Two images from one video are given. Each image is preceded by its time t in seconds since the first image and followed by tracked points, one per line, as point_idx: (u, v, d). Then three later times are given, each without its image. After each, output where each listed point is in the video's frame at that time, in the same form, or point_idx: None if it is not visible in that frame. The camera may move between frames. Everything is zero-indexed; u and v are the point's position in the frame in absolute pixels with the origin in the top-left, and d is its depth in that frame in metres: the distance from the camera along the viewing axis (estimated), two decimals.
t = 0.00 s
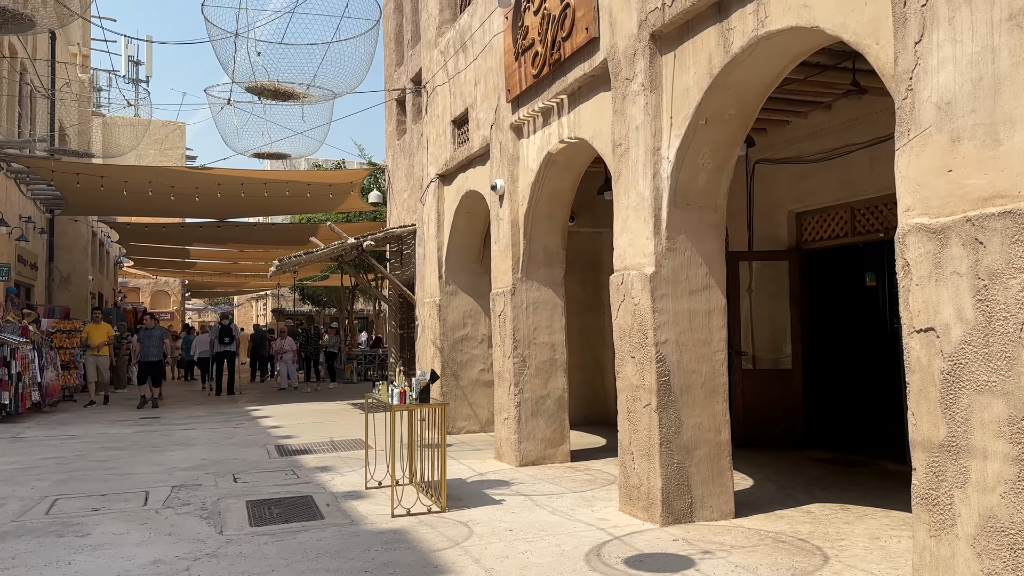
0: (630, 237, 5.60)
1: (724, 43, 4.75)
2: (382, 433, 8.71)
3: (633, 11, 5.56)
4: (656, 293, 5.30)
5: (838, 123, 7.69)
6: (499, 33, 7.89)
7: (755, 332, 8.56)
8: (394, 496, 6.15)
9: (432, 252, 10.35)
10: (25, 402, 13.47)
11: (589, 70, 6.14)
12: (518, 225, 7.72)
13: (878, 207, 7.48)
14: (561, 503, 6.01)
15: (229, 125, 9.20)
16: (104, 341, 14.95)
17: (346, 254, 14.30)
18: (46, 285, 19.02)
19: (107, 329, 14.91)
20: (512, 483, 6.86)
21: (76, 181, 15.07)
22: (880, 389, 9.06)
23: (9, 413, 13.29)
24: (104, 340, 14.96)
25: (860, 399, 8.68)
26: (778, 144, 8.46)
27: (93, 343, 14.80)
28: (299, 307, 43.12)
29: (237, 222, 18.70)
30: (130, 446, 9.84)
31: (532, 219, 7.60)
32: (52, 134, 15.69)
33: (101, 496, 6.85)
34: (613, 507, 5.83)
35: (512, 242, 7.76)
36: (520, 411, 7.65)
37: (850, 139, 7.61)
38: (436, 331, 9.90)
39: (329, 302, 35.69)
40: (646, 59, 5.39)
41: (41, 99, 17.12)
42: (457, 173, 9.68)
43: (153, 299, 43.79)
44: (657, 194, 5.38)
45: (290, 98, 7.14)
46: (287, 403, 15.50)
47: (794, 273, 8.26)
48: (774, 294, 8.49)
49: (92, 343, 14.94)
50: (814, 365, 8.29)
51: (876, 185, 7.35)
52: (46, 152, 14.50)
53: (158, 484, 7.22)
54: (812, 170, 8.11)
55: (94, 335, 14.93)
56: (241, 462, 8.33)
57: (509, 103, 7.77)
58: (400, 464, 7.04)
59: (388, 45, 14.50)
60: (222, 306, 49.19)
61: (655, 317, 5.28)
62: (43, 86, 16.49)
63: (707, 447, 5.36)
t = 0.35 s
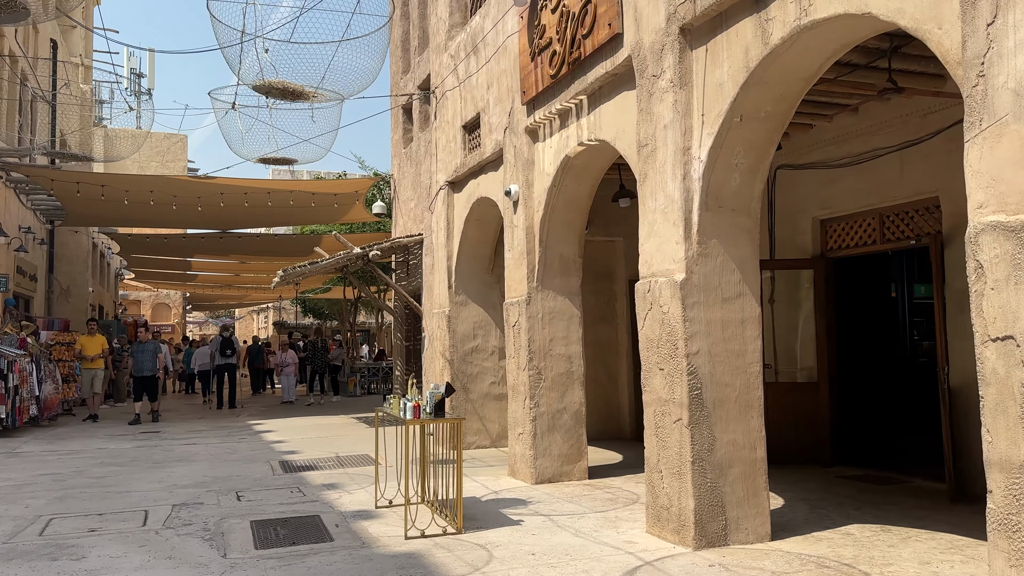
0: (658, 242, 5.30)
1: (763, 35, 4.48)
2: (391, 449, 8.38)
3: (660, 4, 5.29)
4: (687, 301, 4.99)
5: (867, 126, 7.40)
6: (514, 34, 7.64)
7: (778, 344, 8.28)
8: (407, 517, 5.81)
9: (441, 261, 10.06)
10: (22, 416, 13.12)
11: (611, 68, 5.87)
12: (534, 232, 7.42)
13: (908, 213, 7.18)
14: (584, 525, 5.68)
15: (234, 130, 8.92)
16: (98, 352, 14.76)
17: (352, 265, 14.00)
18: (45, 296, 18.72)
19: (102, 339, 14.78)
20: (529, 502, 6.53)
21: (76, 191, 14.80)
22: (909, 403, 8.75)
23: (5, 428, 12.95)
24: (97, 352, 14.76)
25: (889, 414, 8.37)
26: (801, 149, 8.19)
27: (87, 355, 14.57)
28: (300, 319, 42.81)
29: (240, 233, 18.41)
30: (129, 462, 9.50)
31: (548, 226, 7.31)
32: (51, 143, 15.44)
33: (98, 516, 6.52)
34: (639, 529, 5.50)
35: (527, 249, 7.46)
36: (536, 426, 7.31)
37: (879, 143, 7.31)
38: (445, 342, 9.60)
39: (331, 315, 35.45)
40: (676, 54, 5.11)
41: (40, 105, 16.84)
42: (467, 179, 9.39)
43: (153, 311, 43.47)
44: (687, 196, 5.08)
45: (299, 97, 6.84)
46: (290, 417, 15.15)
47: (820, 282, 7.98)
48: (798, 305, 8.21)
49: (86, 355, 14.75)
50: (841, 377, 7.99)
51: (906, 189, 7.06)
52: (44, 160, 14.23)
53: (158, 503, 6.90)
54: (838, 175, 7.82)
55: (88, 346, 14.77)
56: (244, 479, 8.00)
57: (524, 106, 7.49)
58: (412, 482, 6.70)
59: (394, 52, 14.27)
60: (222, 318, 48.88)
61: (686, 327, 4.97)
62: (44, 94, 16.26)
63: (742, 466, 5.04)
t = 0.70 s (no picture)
0: (687, 252, 4.97)
1: (804, 29, 4.16)
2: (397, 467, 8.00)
3: None
4: (719, 315, 4.66)
5: (894, 132, 7.08)
6: (526, 36, 7.34)
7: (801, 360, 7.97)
8: (418, 545, 5.44)
9: (447, 272, 9.72)
10: (12, 431, 12.70)
11: (633, 68, 5.57)
12: (547, 242, 7.09)
13: (937, 223, 6.85)
14: (607, 554, 5.32)
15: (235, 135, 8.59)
16: (89, 367, 14.16)
17: (353, 276, 13.65)
18: (38, 308, 18.34)
19: (94, 353, 14.17)
20: (544, 526, 6.17)
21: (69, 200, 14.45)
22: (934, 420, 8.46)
23: None
24: (89, 366, 14.16)
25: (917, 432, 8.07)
26: (823, 154, 7.87)
27: (78, 370, 13.98)
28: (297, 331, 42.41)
29: (238, 243, 18.06)
30: (123, 481, 9.11)
31: (563, 234, 6.98)
32: (45, 150, 15.10)
33: (88, 542, 6.15)
34: (666, 559, 5.15)
35: (539, 260, 7.12)
36: (549, 445, 6.96)
37: (906, 150, 6.98)
38: (451, 356, 9.25)
39: (328, 326, 35.10)
40: (706, 51, 4.80)
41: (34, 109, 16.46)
42: (474, 187, 9.08)
43: (148, 322, 43.05)
44: (720, 202, 4.75)
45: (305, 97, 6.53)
46: (289, 432, 14.78)
47: (844, 296, 7.69)
48: (820, 320, 7.91)
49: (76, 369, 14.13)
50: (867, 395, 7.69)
51: (936, 197, 6.72)
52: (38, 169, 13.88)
53: (152, 528, 6.53)
54: (862, 184, 7.51)
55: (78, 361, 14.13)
56: (242, 500, 7.63)
57: (536, 110, 7.18)
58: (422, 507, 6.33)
59: (397, 59, 13.99)
60: (218, 330, 48.47)
61: (718, 343, 4.64)
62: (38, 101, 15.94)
63: (778, 491, 4.70)
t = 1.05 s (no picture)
0: (707, 253, 4.70)
1: (837, 16, 3.91)
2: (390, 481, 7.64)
3: None
4: (743, 320, 4.39)
5: (905, 133, 6.85)
6: (528, 31, 7.08)
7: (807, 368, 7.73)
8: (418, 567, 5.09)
9: (440, 277, 9.40)
10: None
11: (646, 61, 5.32)
12: (549, 246, 6.80)
13: (951, 227, 6.62)
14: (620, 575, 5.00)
15: (223, 134, 8.23)
16: (60, 375, 13.64)
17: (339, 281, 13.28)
18: (11, 314, 17.74)
19: (66, 360, 13.67)
20: (550, 544, 5.84)
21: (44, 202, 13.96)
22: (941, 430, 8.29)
23: None
24: (60, 374, 13.65)
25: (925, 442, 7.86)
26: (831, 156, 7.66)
27: (49, 378, 13.46)
28: (276, 339, 41.75)
29: (219, 249, 17.59)
30: (99, 495, 8.66)
31: (566, 237, 6.69)
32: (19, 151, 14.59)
33: (62, 563, 5.73)
34: None
35: (541, 264, 6.82)
36: (552, 458, 6.64)
37: (918, 152, 6.73)
38: (444, 364, 8.92)
39: (309, 334, 34.59)
40: (728, 42, 4.55)
41: (7, 106, 15.89)
42: (470, 189, 8.78)
43: (124, 330, 42.17)
44: (743, 201, 4.48)
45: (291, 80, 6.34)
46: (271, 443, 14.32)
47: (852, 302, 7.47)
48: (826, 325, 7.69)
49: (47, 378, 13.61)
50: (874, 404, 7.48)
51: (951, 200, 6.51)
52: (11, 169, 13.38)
53: (131, 546, 6.13)
54: (869, 187, 7.27)
55: (49, 369, 13.62)
56: (227, 516, 7.24)
57: (538, 108, 6.90)
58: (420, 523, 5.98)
59: (385, 60, 13.69)
60: (195, 338, 47.64)
61: (743, 351, 4.37)
62: (13, 99, 15.43)
63: (806, 509, 4.42)
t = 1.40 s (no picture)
0: (701, 265, 4.49)
1: (844, 17, 3.74)
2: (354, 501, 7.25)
3: None
4: (741, 334, 4.18)
5: (885, 144, 6.76)
6: (503, 32, 6.83)
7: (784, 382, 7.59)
8: None
9: (405, 286, 9.06)
10: None
11: (633, 64, 5.12)
12: (526, 255, 6.54)
13: (930, 239, 6.53)
14: None
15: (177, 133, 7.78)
16: None
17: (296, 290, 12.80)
18: None
19: None
20: (528, 569, 5.55)
21: None
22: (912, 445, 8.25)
23: None
24: None
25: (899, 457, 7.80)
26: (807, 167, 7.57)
27: None
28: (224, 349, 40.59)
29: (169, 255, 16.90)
30: (37, 518, 8.06)
31: (543, 245, 6.44)
32: None
33: None
34: None
35: (516, 274, 6.55)
36: (527, 476, 6.35)
37: (898, 164, 6.64)
38: (410, 377, 8.58)
39: (258, 343, 33.69)
40: (725, 44, 4.37)
41: None
42: (438, 194, 8.48)
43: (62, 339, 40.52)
44: (741, 210, 4.28)
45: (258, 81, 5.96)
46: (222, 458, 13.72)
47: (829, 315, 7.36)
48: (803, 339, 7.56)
49: None
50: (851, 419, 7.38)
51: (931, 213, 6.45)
52: None
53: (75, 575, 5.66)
54: (848, 198, 7.17)
55: None
56: (179, 540, 6.78)
57: (514, 112, 6.65)
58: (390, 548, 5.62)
59: (346, 62, 13.32)
60: (138, 347, 46.07)
61: (741, 367, 4.16)
62: None
63: (805, 533, 4.21)
